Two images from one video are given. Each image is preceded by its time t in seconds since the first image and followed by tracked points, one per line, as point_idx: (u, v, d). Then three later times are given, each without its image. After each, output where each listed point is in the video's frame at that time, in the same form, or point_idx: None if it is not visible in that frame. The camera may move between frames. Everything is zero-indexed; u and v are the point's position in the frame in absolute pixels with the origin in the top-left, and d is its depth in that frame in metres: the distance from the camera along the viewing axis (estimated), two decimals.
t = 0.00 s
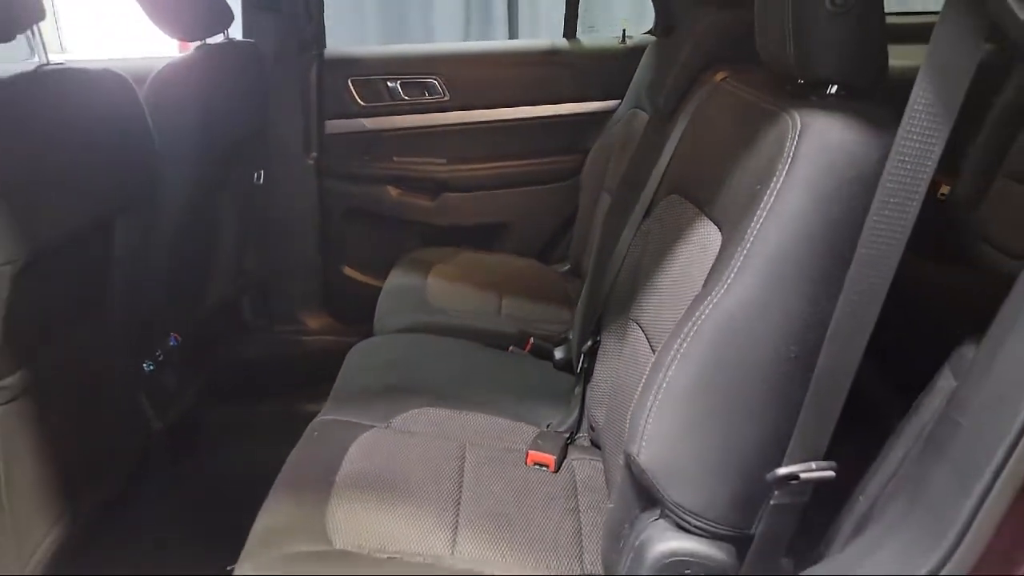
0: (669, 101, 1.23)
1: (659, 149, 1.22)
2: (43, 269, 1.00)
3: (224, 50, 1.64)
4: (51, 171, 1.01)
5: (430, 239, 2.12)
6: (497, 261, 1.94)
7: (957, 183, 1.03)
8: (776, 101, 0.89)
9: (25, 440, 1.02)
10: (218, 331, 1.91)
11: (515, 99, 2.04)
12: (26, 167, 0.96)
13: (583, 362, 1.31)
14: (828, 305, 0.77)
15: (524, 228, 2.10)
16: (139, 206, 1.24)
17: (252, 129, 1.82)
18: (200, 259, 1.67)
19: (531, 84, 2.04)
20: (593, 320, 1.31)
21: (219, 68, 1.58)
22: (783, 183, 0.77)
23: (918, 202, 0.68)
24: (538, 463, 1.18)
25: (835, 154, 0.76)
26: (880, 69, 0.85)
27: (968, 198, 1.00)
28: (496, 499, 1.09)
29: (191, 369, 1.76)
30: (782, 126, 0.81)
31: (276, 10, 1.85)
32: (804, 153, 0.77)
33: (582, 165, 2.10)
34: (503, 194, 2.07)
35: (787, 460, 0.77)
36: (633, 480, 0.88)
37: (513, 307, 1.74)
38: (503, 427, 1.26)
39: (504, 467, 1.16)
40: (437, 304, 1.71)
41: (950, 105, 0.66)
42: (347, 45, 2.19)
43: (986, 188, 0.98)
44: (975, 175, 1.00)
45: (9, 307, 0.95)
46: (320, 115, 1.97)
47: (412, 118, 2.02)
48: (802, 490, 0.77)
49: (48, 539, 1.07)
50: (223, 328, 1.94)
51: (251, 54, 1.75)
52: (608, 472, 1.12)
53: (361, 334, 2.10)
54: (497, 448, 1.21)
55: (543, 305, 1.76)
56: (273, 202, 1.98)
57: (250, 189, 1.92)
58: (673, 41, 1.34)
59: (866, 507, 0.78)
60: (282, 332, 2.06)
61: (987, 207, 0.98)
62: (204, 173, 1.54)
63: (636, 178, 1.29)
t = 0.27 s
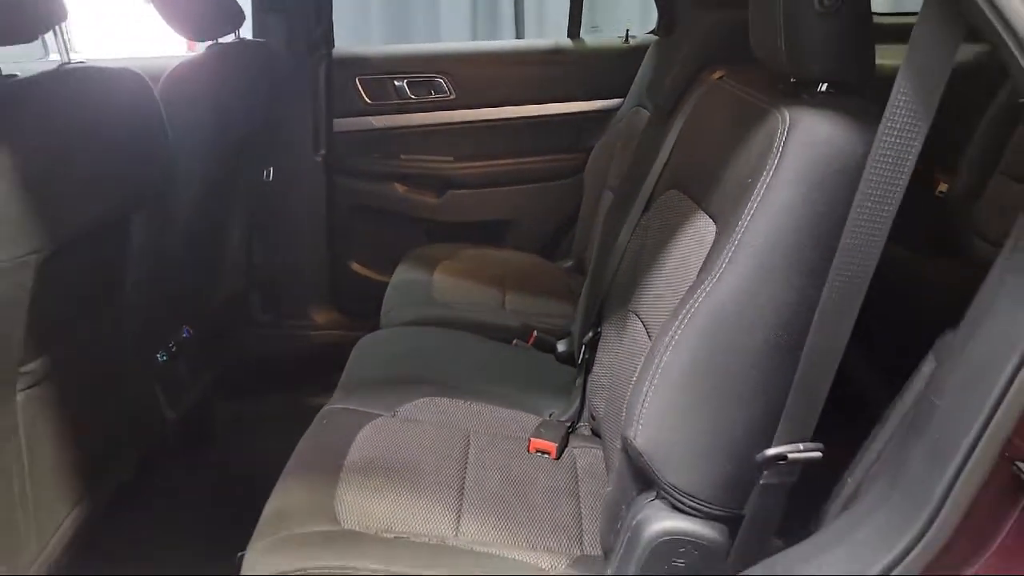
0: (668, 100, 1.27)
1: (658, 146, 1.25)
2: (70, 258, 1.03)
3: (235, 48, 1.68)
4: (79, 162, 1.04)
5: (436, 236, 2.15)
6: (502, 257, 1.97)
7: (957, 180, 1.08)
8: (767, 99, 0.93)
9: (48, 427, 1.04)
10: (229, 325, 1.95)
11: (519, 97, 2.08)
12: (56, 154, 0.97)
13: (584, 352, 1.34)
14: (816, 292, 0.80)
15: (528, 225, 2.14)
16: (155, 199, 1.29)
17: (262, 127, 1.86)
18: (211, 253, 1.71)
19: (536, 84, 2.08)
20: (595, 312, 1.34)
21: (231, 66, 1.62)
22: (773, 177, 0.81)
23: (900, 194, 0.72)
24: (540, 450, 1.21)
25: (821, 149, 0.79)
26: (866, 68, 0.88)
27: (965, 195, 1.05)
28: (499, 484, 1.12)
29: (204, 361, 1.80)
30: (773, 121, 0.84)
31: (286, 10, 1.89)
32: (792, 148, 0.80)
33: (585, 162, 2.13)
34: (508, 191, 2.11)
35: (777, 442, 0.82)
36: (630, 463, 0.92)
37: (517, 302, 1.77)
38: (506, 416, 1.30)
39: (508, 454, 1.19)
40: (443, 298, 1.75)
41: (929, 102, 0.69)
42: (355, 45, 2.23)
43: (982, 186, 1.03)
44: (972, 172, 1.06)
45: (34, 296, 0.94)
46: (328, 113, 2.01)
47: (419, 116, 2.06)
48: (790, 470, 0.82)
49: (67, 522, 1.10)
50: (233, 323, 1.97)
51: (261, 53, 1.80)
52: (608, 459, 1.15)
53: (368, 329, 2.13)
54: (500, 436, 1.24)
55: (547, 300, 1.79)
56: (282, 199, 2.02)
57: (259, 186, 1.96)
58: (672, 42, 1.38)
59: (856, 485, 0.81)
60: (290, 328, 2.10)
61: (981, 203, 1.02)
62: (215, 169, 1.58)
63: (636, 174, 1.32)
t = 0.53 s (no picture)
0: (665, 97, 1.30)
1: (656, 143, 1.28)
2: (84, 251, 1.06)
3: (242, 49, 1.71)
4: (92, 159, 1.06)
5: (440, 232, 2.18)
6: (505, 253, 2.00)
7: (953, 180, 1.04)
8: (760, 97, 0.95)
9: (62, 414, 1.07)
10: (237, 320, 1.98)
11: (522, 96, 2.10)
12: (70, 150, 1.00)
13: (582, 345, 1.37)
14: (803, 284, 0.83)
15: (531, 222, 2.17)
16: (164, 195, 1.32)
17: (268, 125, 1.88)
18: (219, 249, 1.74)
19: (538, 83, 2.10)
20: (594, 306, 1.37)
21: (238, 66, 1.65)
22: (761, 172, 0.83)
23: (881, 189, 0.75)
24: (539, 440, 1.24)
25: (808, 145, 0.82)
26: (855, 67, 0.91)
27: (961, 195, 1.01)
28: (499, 472, 1.16)
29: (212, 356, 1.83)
30: (762, 119, 0.87)
31: (293, 10, 1.92)
32: (780, 144, 0.83)
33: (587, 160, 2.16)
34: (511, 189, 2.14)
35: (764, 426, 0.83)
36: (624, 449, 0.95)
37: (519, 298, 1.80)
38: (506, 408, 1.33)
39: (509, 445, 1.22)
40: (446, 294, 1.78)
41: (909, 100, 0.72)
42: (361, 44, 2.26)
43: (977, 184, 0.99)
44: (969, 172, 1.01)
45: (50, 287, 0.97)
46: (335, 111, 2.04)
47: (424, 115, 2.09)
48: (778, 455, 0.84)
49: (80, 509, 1.13)
50: (240, 318, 2.01)
51: (268, 52, 1.83)
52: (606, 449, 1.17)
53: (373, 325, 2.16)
54: (501, 427, 1.27)
55: (548, 295, 1.82)
56: (289, 196, 2.05)
57: (265, 183, 1.99)
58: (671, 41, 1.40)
59: (842, 468, 0.83)
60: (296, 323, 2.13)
61: (978, 203, 0.98)
62: (223, 167, 1.62)
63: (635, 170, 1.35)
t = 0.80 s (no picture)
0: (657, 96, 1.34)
1: (648, 140, 1.31)
2: (93, 243, 1.10)
3: (246, 48, 1.75)
4: (101, 156, 1.10)
5: (440, 229, 2.22)
6: (504, 249, 2.03)
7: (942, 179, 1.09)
8: (743, 94, 0.99)
9: (70, 400, 1.10)
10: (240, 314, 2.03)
11: (521, 95, 2.14)
12: (80, 146, 1.03)
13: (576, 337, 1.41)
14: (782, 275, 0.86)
15: (529, 219, 2.21)
16: (170, 190, 1.36)
17: (272, 123, 1.92)
18: (223, 244, 1.78)
19: (537, 83, 2.14)
20: (587, 298, 1.40)
21: (242, 65, 1.69)
22: (742, 167, 0.87)
23: (855, 183, 0.78)
24: (533, 428, 1.28)
25: (787, 141, 0.86)
26: (834, 66, 0.94)
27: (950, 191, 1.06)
28: (493, 459, 1.19)
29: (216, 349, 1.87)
30: (744, 116, 0.91)
31: (297, 11, 1.96)
32: (760, 140, 0.87)
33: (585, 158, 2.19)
34: (510, 187, 2.17)
35: (744, 409, 0.86)
36: (613, 434, 0.99)
37: (517, 293, 1.84)
38: (501, 398, 1.37)
39: (503, 433, 1.26)
40: (444, 289, 1.81)
41: (880, 96, 0.75)
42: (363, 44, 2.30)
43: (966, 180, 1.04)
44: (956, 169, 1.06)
45: (61, 276, 1.00)
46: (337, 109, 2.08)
47: (424, 114, 2.13)
48: (758, 437, 0.87)
49: (87, 492, 1.17)
50: (243, 312, 2.04)
51: (272, 52, 1.87)
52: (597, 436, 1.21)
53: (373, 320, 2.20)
54: (496, 416, 1.31)
55: (546, 291, 1.86)
56: (292, 193, 2.09)
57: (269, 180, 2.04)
58: (664, 40, 1.44)
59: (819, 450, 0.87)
60: (298, 318, 2.17)
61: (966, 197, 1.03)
62: (227, 163, 1.66)
63: (628, 166, 1.39)
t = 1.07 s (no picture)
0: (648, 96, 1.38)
1: (639, 139, 1.35)
2: (102, 237, 1.15)
3: (252, 50, 1.79)
4: (111, 154, 1.14)
5: (441, 227, 2.26)
6: (503, 247, 2.07)
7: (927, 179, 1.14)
8: (726, 94, 1.03)
9: (82, 388, 1.15)
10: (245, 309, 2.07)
11: (521, 96, 2.18)
12: (90, 143, 1.08)
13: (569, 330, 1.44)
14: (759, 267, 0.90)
15: (529, 218, 2.24)
16: (177, 187, 1.40)
17: (276, 122, 1.97)
18: (229, 241, 1.82)
19: (537, 83, 2.18)
20: (581, 293, 1.44)
21: (248, 66, 1.73)
22: (722, 164, 0.91)
23: (827, 179, 0.82)
24: (527, 418, 1.31)
25: (764, 139, 0.90)
26: (814, 67, 0.98)
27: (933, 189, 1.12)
28: (487, 447, 1.23)
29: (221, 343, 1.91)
30: (724, 115, 0.94)
31: (301, 13, 2.00)
32: (739, 139, 0.90)
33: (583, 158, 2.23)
34: (509, 186, 2.21)
35: (723, 396, 0.89)
36: (600, 421, 1.02)
37: (515, 289, 1.87)
38: (496, 389, 1.41)
39: (497, 424, 1.30)
40: (443, 285, 1.85)
41: (850, 96, 0.79)
42: (367, 45, 2.34)
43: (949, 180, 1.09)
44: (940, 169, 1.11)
45: (72, 268, 1.05)
46: (340, 110, 2.12)
47: (426, 114, 2.17)
48: (736, 423, 0.90)
49: (96, 478, 1.22)
50: (248, 308, 2.09)
51: (277, 54, 1.91)
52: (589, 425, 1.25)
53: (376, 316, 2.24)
54: (491, 407, 1.35)
55: (543, 287, 1.90)
56: (296, 191, 2.14)
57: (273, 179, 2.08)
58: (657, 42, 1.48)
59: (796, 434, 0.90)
60: (302, 314, 2.21)
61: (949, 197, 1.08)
62: (233, 162, 1.70)
63: (621, 165, 1.42)
